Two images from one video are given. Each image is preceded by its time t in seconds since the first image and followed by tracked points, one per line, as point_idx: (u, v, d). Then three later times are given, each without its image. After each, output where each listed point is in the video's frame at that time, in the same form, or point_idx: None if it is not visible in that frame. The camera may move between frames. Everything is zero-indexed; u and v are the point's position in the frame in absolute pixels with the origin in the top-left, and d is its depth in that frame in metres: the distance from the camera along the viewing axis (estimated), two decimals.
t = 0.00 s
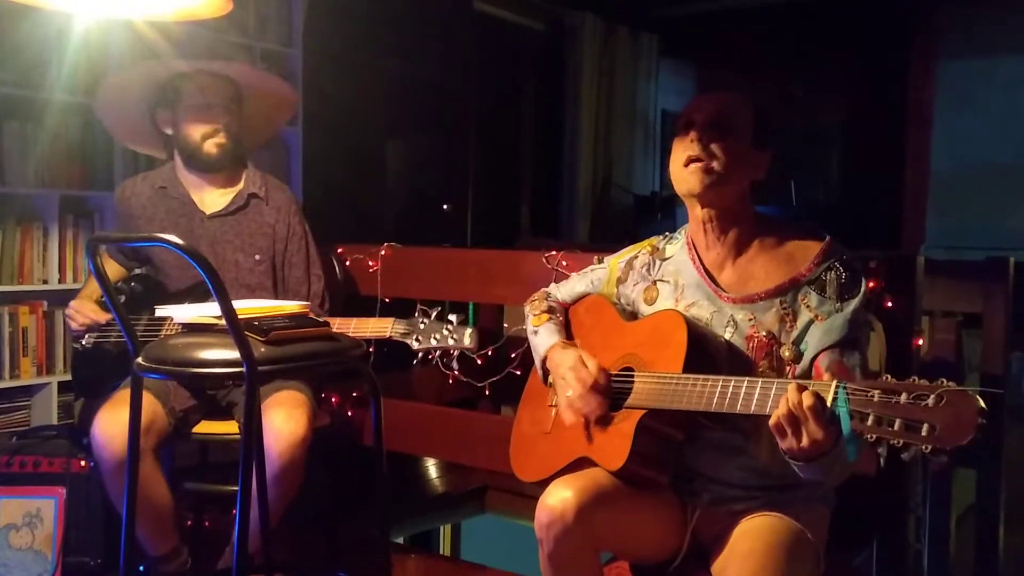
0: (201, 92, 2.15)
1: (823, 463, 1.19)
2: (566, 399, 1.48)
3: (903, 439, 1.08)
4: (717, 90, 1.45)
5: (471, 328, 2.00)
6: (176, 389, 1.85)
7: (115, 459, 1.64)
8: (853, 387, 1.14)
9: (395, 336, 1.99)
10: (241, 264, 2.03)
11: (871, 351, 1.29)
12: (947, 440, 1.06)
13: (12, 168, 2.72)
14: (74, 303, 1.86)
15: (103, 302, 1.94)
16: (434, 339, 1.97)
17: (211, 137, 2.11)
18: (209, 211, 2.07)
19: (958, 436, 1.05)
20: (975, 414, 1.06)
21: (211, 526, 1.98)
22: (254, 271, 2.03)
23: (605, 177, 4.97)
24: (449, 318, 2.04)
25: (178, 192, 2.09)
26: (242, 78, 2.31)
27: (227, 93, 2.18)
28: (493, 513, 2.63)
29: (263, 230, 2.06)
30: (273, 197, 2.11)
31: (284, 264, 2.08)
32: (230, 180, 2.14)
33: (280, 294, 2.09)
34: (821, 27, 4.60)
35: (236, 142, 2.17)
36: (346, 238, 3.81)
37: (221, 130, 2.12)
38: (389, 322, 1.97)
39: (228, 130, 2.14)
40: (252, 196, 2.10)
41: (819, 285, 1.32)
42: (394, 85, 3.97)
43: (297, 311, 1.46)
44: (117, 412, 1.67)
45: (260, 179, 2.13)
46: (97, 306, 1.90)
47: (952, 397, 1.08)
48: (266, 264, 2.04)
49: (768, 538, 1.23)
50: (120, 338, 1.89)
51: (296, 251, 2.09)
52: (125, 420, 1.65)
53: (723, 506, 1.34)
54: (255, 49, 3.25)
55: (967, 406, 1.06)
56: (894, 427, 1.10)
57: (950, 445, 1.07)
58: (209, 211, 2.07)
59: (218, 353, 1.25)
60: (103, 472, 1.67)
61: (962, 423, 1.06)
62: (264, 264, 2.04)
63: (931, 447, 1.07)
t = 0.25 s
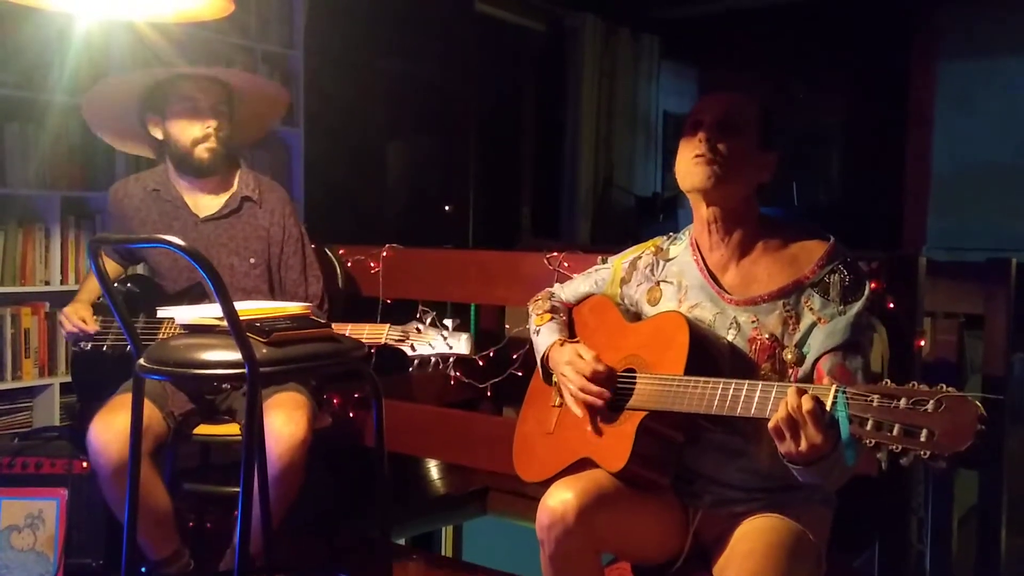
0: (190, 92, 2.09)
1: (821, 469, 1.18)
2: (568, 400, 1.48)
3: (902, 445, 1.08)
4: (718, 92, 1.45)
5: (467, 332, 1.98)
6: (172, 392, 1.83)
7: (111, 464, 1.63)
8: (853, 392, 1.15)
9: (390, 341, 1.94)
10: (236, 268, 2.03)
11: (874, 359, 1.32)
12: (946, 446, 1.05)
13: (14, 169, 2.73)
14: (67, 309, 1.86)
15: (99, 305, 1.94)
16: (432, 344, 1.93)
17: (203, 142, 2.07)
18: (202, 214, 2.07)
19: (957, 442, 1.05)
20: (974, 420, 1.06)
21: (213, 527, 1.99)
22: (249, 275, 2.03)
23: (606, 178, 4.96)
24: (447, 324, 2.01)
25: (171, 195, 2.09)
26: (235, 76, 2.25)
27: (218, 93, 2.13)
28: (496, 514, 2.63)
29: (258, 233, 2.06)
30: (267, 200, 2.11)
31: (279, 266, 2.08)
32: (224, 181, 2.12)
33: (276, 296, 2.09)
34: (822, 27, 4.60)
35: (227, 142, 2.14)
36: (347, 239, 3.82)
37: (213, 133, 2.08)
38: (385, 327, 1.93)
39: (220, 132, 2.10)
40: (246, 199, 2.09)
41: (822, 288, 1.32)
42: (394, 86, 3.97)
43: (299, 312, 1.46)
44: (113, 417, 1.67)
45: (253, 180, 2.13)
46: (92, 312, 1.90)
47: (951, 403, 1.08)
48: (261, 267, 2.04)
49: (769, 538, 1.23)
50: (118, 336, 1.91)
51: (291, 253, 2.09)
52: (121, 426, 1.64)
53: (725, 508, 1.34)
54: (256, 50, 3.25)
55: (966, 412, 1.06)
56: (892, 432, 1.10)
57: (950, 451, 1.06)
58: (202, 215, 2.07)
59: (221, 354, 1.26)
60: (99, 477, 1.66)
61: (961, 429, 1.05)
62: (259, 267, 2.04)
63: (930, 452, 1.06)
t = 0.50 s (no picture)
0: (177, 101, 2.06)
1: (820, 471, 1.18)
2: (570, 400, 1.49)
3: (899, 449, 1.08)
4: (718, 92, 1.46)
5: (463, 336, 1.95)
6: (170, 393, 1.83)
7: (108, 463, 1.63)
8: (852, 395, 1.15)
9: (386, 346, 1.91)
10: (232, 270, 2.03)
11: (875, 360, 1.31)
12: (943, 451, 1.06)
13: (14, 167, 2.72)
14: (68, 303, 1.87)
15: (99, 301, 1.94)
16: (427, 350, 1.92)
17: (195, 151, 2.05)
18: (197, 217, 2.08)
19: (954, 447, 1.05)
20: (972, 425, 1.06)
21: (213, 526, 1.99)
22: (245, 277, 2.03)
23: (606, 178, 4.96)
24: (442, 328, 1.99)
25: (166, 197, 2.10)
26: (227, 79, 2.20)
27: (206, 97, 2.09)
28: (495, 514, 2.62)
29: (253, 235, 2.06)
30: (261, 202, 2.10)
31: (275, 268, 2.08)
32: (220, 184, 2.11)
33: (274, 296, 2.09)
34: (822, 27, 4.60)
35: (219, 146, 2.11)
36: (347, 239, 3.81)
37: (204, 142, 2.05)
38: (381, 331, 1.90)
39: (211, 140, 2.07)
40: (239, 201, 2.09)
41: (825, 289, 1.31)
42: (394, 86, 3.97)
43: (298, 312, 1.46)
44: (111, 416, 1.67)
45: (247, 181, 2.12)
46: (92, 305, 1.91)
47: (950, 408, 1.08)
48: (257, 269, 2.04)
49: (769, 538, 1.23)
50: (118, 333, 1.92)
51: (287, 254, 2.08)
52: (119, 424, 1.65)
53: (725, 508, 1.34)
54: (256, 49, 3.25)
55: (964, 418, 1.06)
56: (891, 436, 1.10)
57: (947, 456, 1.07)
58: (196, 217, 2.07)
59: (221, 353, 1.25)
60: (97, 478, 1.66)
61: (959, 434, 1.06)
62: (255, 270, 2.04)
63: (927, 456, 1.07)
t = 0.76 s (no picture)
0: (172, 104, 2.06)
1: (817, 475, 1.17)
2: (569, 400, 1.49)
3: (896, 455, 1.08)
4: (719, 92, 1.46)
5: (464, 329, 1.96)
6: (170, 391, 1.80)
7: (108, 463, 1.63)
8: (850, 400, 1.15)
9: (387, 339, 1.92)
10: (230, 269, 2.02)
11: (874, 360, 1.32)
12: (941, 458, 1.06)
13: (13, 168, 2.73)
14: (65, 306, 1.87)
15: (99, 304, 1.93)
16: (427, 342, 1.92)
17: (191, 153, 2.05)
18: (196, 216, 2.07)
19: (950, 454, 1.06)
20: (969, 432, 1.06)
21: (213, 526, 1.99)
22: (244, 275, 2.03)
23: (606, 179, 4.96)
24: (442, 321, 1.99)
25: (164, 197, 2.09)
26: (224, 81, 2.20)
27: (202, 98, 2.09)
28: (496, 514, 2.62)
29: (252, 234, 2.06)
30: (258, 200, 2.09)
31: (273, 266, 2.08)
32: (217, 184, 2.10)
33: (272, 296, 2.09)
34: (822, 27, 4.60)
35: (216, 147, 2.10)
36: (347, 239, 3.82)
37: (200, 144, 2.05)
38: (382, 325, 1.91)
39: (207, 141, 2.07)
40: (237, 200, 2.08)
41: (826, 292, 1.31)
42: (394, 86, 3.97)
43: (298, 312, 1.46)
44: (111, 416, 1.67)
45: (244, 179, 2.11)
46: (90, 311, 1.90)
47: (947, 414, 1.08)
48: (255, 268, 2.04)
49: (768, 537, 1.23)
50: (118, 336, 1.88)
51: (285, 252, 2.08)
52: (118, 424, 1.65)
53: (726, 508, 1.34)
54: (256, 50, 3.26)
55: (961, 425, 1.06)
56: (887, 442, 1.10)
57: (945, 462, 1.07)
58: (195, 217, 2.07)
59: (220, 354, 1.25)
60: (98, 478, 1.66)
61: (956, 440, 1.06)
62: (254, 268, 2.04)
63: (924, 463, 1.07)
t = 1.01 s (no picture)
0: (173, 100, 2.06)
1: (819, 477, 1.16)
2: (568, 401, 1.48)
3: (898, 459, 1.09)
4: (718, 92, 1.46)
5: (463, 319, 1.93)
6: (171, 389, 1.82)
7: (106, 460, 1.63)
8: (852, 403, 1.15)
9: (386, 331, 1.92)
10: (231, 267, 2.02)
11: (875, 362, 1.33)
12: (943, 463, 1.06)
13: (12, 168, 2.73)
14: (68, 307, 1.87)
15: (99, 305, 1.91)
16: (424, 331, 1.90)
17: (191, 149, 2.05)
18: (197, 213, 2.06)
19: (953, 459, 1.06)
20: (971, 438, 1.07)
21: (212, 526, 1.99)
22: (245, 273, 2.02)
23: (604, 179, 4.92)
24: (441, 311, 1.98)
25: (166, 195, 2.08)
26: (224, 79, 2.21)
27: (202, 96, 2.10)
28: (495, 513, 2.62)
29: (252, 232, 2.05)
30: (259, 198, 2.09)
31: (273, 264, 2.07)
32: (217, 181, 2.10)
33: (272, 294, 2.08)
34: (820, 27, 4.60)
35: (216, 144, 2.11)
36: (346, 238, 3.82)
37: (200, 139, 2.05)
38: (379, 315, 1.92)
39: (207, 137, 2.08)
40: (238, 197, 2.08)
41: (825, 293, 1.32)
42: (393, 86, 3.98)
43: (297, 312, 1.46)
44: (112, 412, 1.67)
45: (245, 178, 2.12)
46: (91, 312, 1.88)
47: (949, 419, 1.09)
48: (255, 266, 2.04)
49: (767, 538, 1.23)
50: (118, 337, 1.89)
51: (285, 251, 2.07)
52: (119, 420, 1.65)
53: (726, 507, 1.34)
54: (254, 50, 3.25)
55: (964, 430, 1.07)
56: (889, 446, 1.11)
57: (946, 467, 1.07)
58: (196, 214, 2.06)
59: (219, 354, 1.26)
60: (98, 476, 1.65)
61: (958, 445, 1.07)
62: (254, 266, 2.03)
63: (926, 468, 1.07)
